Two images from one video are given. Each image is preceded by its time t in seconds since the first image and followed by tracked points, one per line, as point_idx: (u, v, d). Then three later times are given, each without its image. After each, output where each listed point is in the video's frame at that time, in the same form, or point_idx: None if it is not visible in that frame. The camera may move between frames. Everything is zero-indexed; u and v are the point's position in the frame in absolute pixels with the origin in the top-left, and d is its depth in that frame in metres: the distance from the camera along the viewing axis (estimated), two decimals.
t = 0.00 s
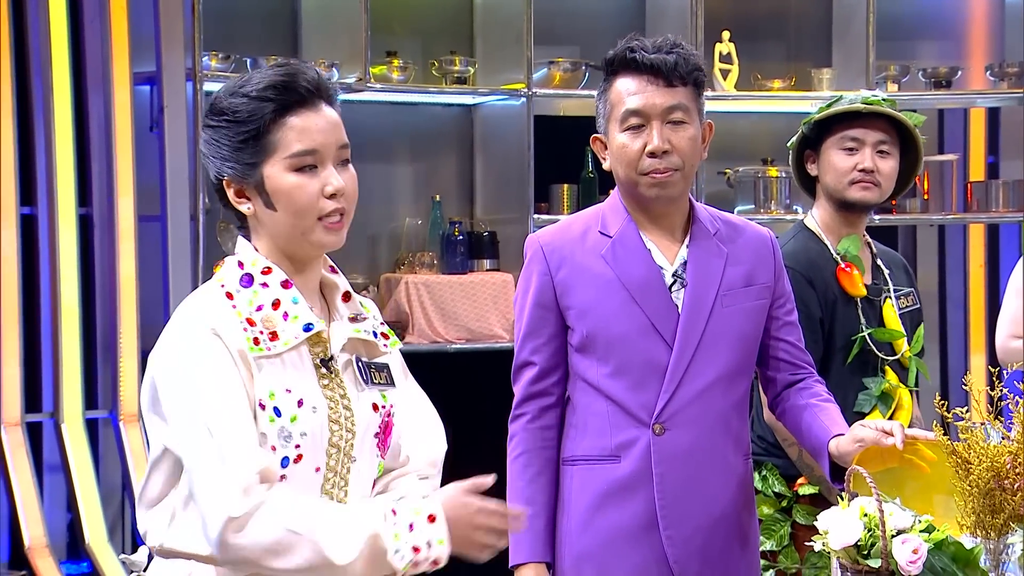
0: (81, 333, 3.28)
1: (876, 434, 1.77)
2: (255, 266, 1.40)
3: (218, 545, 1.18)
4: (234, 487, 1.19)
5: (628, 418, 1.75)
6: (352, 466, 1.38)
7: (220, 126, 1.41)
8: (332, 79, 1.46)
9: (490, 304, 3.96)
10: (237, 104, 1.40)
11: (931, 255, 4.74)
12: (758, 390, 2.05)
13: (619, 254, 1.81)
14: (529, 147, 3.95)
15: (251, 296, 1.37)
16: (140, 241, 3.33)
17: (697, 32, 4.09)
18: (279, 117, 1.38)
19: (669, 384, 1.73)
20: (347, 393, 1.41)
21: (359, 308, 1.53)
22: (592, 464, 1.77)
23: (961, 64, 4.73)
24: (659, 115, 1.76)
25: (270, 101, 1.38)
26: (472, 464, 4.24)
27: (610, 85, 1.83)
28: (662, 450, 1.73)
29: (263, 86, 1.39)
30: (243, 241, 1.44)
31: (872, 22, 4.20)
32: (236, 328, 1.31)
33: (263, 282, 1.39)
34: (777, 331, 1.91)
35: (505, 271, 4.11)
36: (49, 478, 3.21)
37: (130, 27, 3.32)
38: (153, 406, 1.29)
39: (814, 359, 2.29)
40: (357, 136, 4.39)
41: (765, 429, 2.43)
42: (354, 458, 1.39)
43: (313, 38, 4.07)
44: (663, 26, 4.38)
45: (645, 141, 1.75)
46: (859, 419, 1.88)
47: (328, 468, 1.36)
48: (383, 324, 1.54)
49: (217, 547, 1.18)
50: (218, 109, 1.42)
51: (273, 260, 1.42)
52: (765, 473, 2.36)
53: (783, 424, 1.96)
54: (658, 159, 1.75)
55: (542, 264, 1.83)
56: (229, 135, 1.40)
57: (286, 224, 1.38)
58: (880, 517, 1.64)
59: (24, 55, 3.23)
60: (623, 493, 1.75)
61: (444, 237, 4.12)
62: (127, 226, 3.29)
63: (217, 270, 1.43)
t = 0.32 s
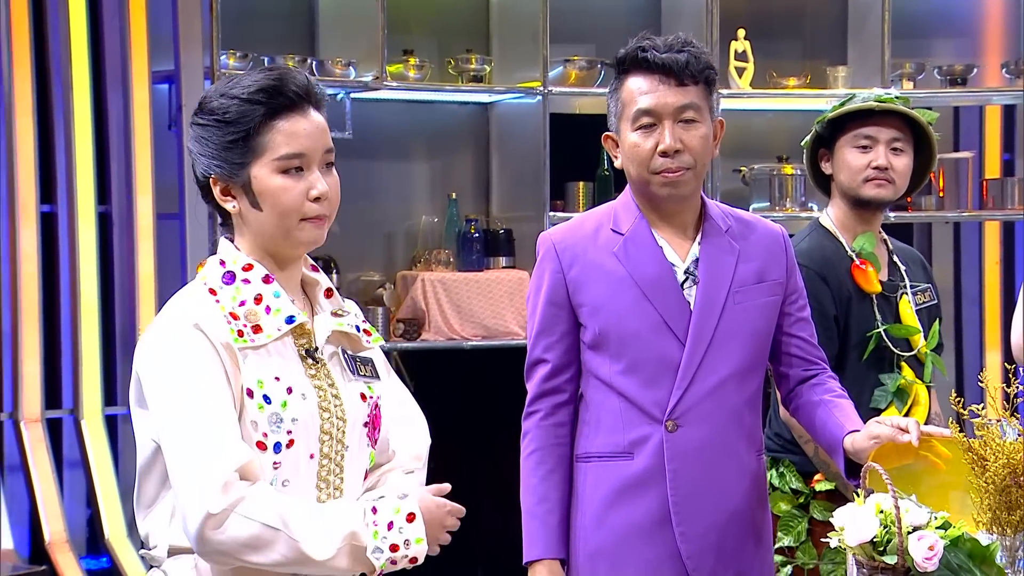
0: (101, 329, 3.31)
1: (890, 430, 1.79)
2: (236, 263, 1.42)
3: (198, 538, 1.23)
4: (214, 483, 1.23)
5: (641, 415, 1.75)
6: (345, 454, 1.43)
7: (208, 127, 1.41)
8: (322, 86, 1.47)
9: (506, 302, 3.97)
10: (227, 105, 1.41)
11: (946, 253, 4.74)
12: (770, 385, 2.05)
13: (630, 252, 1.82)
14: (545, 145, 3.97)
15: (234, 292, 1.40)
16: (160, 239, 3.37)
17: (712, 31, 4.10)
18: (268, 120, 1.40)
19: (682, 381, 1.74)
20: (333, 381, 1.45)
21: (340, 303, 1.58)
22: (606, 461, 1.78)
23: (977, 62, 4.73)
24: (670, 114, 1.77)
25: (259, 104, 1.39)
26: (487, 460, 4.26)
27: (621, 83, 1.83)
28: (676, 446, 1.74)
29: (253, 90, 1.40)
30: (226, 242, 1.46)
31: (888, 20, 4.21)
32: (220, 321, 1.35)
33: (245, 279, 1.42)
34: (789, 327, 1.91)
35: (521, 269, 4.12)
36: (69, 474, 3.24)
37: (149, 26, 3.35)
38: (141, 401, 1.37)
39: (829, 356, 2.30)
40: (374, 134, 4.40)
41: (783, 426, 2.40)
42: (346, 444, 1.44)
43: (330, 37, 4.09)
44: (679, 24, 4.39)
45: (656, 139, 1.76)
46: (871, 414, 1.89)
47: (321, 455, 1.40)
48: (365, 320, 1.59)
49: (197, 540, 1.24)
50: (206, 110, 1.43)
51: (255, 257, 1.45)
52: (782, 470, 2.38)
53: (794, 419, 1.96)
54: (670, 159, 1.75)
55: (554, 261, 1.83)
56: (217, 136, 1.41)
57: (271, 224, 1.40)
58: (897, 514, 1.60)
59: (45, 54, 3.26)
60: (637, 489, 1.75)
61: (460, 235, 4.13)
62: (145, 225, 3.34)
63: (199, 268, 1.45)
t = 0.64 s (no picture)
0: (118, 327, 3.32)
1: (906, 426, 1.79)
2: (242, 262, 1.44)
3: (211, 532, 1.23)
4: (227, 477, 1.24)
5: (653, 413, 1.76)
6: (353, 448, 1.44)
7: (211, 126, 1.42)
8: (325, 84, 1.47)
9: (520, 299, 3.98)
10: (229, 104, 1.41)
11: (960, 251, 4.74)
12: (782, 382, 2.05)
13: (642, 250, 1.82)
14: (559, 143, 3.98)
15: (241, 289, 1.41)
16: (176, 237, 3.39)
17: (726, 30, 4.11)
18: (271, 118, 1.40)
19: (694, 379, 1.75)
20: (341, 377, 1.46)
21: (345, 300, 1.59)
22: (617, 459, 1.78)
23: (991, 60, 4.73)
24: (671, 112, 1.78)
25: (262, 103, 1.40)
26: (501, 457, 4.27)
27: (629, 81, 1.85)
28: (687, 444, 1.74)
29: (255, 88, 1.40)
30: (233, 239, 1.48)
31: (901, 18, 4.21)
32: (228, 317, 1.36)
33: (251, 276, 1.43)
34: (801, 324, 1.92)
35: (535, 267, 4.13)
36: (86, 471, 3.25)
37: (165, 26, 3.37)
38: (152, 399, 1.37)
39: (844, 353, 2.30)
40: (388, 132, 4.42)
41: (796, 424, 2.41)
42: (355, 439, 1.45)
43: (344, 36, 4.11)
44: (693, 22, 4.40)
45: (655, 136, 1.77)
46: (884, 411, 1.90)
47: (331, 449, 1.41)
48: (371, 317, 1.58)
49: (210, 534, 1.24)
50: (209, 108, 1.43)
51: (261, 254, 1.46)
52: (796, 467, 2.38)
53: (805, 416, 1.97)
54: (669, 156, 1.76)
55: (566, 258, 1.84)
56: (219, 134, 1.42)
57: (276, 220, 1.41)
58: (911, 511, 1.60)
59: (62, 54, 3.28)
60: (649, 487, 1.76)
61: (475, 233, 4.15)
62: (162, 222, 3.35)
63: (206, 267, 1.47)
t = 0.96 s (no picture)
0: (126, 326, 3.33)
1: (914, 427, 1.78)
2: (255, 261, 1.44)
3: (245, 528, 1.22)
4: (252, 472, 1.22)
5: (659, 413, 1.76)
6: (365, 448, 1.44)
7: (232, 125, 1.42)
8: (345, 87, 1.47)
9: (528, 300, 3.98)
10: (249, 104, 1.41)
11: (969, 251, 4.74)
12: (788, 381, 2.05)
13: (647, 250, 1.82)
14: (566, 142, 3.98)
15: (254, 290, 1.42)
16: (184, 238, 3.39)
17: (734, 29, 4.11)
18: (290, 119, 1.40)
19: (699, 379, 1.74)
20: (354, 377, 1.47)
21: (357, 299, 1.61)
22: (623, 459, 1.78)
23: (999, 59, 4.72)
24: (676, 111, 1.78)
25: (282, 104, 1.39)
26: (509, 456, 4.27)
27: (635, 81, 1.84)
28: (693, 444, 1.74)
29: (276, 89, 1.40)
30: (245, 238, 1.48)
31: (909, 18, 4.21)
32: (242, 318, 1.36)
33: (264, 276, 1.44)
34: (806, 324, 1.92)
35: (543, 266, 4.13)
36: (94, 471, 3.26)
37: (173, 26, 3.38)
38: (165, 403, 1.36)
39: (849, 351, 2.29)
40: (395, 133, 4.42)
41: (801, 424, 2.42)
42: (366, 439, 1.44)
43: (352, 36, 4.11)
44: (701, 21, 4.40)
45: (659, 135, 1.77)
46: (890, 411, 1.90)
47: (342, 448, 1.40)
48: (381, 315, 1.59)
49: (246, 530, 1.22)
50: (231, 108, 1.43)
51: (274, 254, 1.47)
52: (801, 467, 2.38)
53: (814, 418, 1.96)
54: (673, 155, 1.76)
55: (571, 258, 1.84)
56: (239, 134, 1.42)
57: (290, 223, 1.41)
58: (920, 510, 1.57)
59: (72, 54, 3.28)
60: (655, 488, 1.76)
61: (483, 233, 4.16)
62: (170, 222, 3.35)
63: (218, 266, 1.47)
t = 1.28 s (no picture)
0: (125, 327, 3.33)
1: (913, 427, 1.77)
2: (296, 266, 1.48)
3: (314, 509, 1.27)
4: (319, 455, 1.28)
5: (659, 414, 1.76)
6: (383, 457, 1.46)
7: (288, 128, 1.45)
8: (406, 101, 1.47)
9: (527, 300, 3.97)
10: (308, 111, 1.43)
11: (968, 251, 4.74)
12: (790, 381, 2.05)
13: (643, 252, 1.82)
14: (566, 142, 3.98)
15: (293, 296, 1.47)
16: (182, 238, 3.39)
17: (733, 30, 4.11)
18: (347, 131, 1.41)
19: (698, 379, 1.74)
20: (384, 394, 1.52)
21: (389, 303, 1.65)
22: (620, 461, 1.78)
23: (999, 59, 4.72)
24: (677, 112, 1.77)
25: (340, 114, 1.41)
26: (507, 456, 4.27)
27: (635, 81, 1.84)
28: (692, 444, 1.74)
29: (335, 99, 1.42)
30: (287, 238, 1.53)
31: (908, 19, 4.21)
32: (289, 325, 1.42)
33: (304, 283, 1.48)
34: (805, 324, 1.92)
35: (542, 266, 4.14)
36: (94, 471, 3.27)
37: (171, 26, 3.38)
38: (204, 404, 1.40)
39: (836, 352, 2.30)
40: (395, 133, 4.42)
41: (794, 425, 2.40)
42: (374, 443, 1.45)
43: (351, 36, 4.12)
44: (700, 21, 4.40)
45: (660, 136, 1.77)
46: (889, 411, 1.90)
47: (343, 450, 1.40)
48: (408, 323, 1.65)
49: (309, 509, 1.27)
50: (291, 112, 1.45)
51: (315, 261, 1.50)
52: (793, 468, 2.37)
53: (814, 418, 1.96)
54: (674, 156, 1.76)
55: (569, 259, 1.84)
56: (295, 138, 1.44)
57: (336, 235, 1.43)
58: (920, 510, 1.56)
59: (69, 54, 3.28)
60: (654, 489, 1.76)
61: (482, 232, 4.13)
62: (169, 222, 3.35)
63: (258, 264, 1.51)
